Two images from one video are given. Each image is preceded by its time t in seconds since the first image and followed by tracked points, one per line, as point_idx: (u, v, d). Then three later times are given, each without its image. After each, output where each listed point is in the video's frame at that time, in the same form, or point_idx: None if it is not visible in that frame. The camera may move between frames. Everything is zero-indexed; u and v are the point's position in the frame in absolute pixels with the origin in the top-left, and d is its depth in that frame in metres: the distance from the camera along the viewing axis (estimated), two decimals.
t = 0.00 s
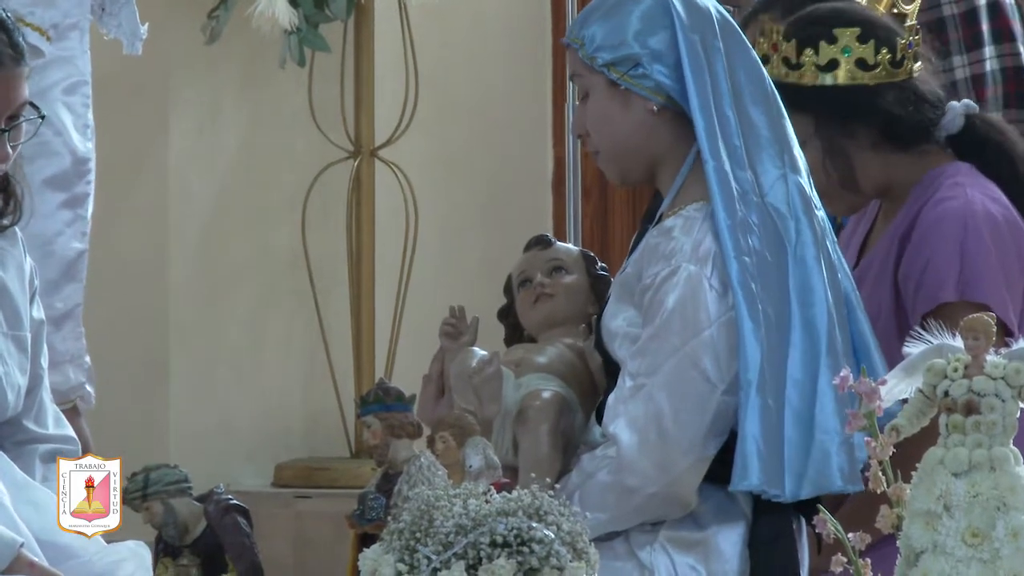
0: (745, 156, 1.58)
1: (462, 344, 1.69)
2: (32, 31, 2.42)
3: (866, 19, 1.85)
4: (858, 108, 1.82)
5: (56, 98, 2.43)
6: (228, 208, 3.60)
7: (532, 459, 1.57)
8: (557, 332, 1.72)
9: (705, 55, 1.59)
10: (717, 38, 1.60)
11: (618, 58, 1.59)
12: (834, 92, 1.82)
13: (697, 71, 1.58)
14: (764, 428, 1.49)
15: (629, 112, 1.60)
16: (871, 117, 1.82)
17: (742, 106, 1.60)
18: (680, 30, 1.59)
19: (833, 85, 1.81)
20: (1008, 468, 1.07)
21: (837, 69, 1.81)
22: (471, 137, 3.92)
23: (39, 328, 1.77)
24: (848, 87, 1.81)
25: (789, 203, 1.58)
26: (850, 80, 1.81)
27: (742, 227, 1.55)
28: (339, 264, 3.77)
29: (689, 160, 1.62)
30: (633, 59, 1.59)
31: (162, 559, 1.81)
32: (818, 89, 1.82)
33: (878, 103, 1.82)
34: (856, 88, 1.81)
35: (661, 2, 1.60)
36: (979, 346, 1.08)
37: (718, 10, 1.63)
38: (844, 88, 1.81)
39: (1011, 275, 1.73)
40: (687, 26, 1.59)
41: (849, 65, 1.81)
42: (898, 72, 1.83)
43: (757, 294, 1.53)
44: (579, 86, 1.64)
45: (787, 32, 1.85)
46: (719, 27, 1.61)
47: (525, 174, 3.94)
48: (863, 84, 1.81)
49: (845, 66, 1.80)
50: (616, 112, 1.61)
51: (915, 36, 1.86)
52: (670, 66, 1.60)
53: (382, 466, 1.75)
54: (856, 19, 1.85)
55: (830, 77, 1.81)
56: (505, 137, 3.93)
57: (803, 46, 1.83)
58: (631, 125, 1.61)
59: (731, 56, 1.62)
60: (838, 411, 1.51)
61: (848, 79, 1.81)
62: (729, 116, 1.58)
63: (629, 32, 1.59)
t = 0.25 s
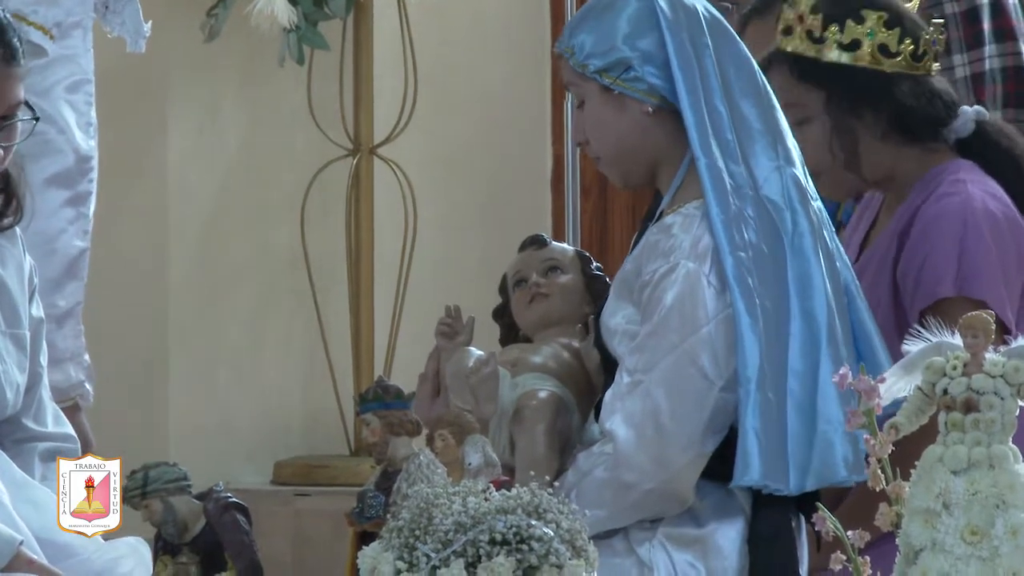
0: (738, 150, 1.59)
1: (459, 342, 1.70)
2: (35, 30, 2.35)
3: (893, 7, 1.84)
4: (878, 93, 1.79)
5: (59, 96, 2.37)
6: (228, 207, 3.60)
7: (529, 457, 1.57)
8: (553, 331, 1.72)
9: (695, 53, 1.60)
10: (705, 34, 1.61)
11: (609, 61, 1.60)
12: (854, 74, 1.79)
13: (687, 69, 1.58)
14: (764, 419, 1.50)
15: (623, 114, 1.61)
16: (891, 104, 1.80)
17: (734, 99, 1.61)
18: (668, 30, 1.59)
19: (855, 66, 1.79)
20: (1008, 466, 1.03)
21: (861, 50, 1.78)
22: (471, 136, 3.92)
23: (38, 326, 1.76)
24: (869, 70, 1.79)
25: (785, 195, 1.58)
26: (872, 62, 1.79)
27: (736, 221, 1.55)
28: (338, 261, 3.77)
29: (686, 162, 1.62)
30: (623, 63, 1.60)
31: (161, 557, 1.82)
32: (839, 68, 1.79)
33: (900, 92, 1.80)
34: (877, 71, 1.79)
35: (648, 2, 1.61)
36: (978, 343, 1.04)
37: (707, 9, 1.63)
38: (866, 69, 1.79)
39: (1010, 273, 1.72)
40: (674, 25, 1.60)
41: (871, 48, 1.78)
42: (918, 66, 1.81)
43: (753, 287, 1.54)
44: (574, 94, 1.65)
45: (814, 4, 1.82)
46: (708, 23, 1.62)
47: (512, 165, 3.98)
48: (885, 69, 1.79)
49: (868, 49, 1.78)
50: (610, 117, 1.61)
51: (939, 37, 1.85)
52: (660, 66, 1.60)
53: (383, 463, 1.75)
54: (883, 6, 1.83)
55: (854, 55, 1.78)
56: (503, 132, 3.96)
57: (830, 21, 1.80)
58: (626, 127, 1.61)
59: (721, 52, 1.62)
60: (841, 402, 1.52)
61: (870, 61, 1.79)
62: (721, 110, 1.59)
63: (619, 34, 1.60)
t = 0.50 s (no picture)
0: (728, 151, 1.63)
1: (460, 339, 1.68)
2: (53, 38, 2.42)
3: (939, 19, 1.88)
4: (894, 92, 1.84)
5: (77, 101, 2.43)
6: (231, 207, 3.63)
7: (528, 453, 1.62)
8: (551, 329, 1.76)
9: (684, 58, 1.63)
10: (695, 39, 1.64)
11: (603, 66, 1.64)
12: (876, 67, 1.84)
13: (678, 74, 1.62)
14: (756, 415, 1.55)
15: (617, 118, 1.64)
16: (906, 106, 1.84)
17: (725, 103, 1.64)
18: (658, 34, 1.63)
19: (877, 60, 1.83)
20: (997, 461, 1.15)
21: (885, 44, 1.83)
22: (473, 141, 3.96)
23: (50, 325, 1.79)
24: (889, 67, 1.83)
25: (775, 195, 1.63)
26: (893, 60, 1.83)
27: (727, 222, 1.60)
28: (342, 260, 3.80)
29: (678, 163, 1.66)
30: (616, 68, 1.63)
31: (170, 552, 1.80)
32: (864, 58, 1.84)
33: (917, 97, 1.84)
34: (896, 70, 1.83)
35: (639, 8, 1.64)
36: (969, 347, 1.17)
37: (696, 13, 1.67)
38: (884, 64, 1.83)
39: (994, 273, 1.75)
40: (664, 29, 1.63)
41: (890, 42, 1.83)
42: (933, 76, 1.83)
43: (743, 286, 1.58)
44: (569, 98, 1.69)
45: None
46: (697, 29, 1.66)
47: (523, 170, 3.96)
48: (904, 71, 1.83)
49: (886, 41, 1.83)
50: (605, 122, 1.65)
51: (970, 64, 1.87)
52: (652, 70, 1.64)
53: (386, 459, 1.77)
54: (927, 16, 1.87)
55: (878, 46, 1.83)
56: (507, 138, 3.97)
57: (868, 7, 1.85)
58: (620, 131, 1.65)
59: (711, 57, 1.66)
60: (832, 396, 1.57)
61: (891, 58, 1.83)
62: (711, 113, 1.63)
63: (612, 39, 1.64)
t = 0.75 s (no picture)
0: (716, 159, 1.70)
1: (461, 339, 1.74)
2: (77, 50, 2.49)
3: (963, 55, 1.85)
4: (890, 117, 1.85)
5: (99, 110, 2.50)
6: (242, 214, 3.80)
7: (525, 450, 1.68)
8: (551, 329, 1.82)
9: (674, 70, 1.71)
10: (684, 52, 1.71)
11: (596, 78, 1.71)
12: (877, 89, 1.85)
13: (667, 85, 1.70)
14: (743, 412, 1.63)
15: (609, 129, 1.72)
16: (895, 133, 1.85)
17: (713, 113, 1.72)
18: (649, 47, 1.70)
19: (880, 82, 1.84)
20: (977, 457, 1.18)
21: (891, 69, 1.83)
22: (474, 146, 4.15)
23: (66, 326, 1.84)
24: (889, 93, 1.84)
25: (762, 200, 1.70)
26: (893, 87, 1.83)
27: (715, 226, 1.68)
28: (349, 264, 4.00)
29: (668, 171, 1.73)
30: (608, 79, 1.71)
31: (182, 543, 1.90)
32: (871, 78, 1.85)
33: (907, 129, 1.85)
34: (893, 98, 1.84)
35: (631, 22, 1.71)
36: (952, 349, 1.19)
37: (686, 26, 1.74)
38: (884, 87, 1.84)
39: (964, 278, 1.78)
40: (655, 42, 1.71)
41: (888, 64, 1.83)
42: (919, 111, 1.84)
43: (730, 288, 1.66)
44: (563, 109, 1.77)
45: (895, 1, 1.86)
46: (686, 41, 1.73)
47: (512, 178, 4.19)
48: (902, 105, 1.83)
49: (885, 62, 1.83)
50: (598, 132, 1.73)
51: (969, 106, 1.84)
52: (642, 81, 1.71)
53: (391, 456, 1.83)
54: (945, 46, 1.84)
55: (885, 66, 1.83)
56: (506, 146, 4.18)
57: (892, 24, 1.84)
58: (613, 141, 1.72)
59: (700, 68, 1.73)
60: (817, 393, 1.65)
61: (894, 84, 1.83)
62: (700, 122, 1.70)
63: (605, 51, 1.71)
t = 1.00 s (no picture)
0: (712, 165, 1.74)
1: (463, 342, 1.76)
2: (90, 58, 2.57)
3: (959, 73, 1.90)
4: (888, 128, 1.88)
5: (111, 117, 2.58)
6: (247, 221, 3.84)
7: (524, 449, 1.72)
8: (551, 331, 1.86)
9: (671, 78, 1.74)
10: (681, 60, 1.75)
11: (594, 85, 1.75)
12: (876, 99, 1.88)
13: (665, 92, 1.73)
14: (738, 414, 1.67)
15: (607, 134, 1.76)
16: (890, 144, 1.89)
17: (710, 120, 1.75)
18: (646, 55, 1.74)
19: (880, 93, 1.87)
20: (968, 456, 1.11)
21: (894, 80, 1.86)
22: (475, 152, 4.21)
23: (75, 328, 1.88)
24: (889, 104, 1.87)
25: (756, 206, 1.74)
26: (893, 99, 1.86)
27: (711, 231, 1.71)
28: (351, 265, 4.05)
29: (664, 176, 1.77)
30: (606, 86, 1.75)
31: (188, 543, 1.77)
32: (872, 89, 1.88)
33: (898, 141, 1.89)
34: (892, 109, 1.87)
35: (629, 30, 1.75)
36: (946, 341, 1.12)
37: (683, 34, 1.78)
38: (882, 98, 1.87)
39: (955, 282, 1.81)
40: (652, 50, 1.74)
41: (890, 76, 1.87)
42: (916, 124, 1.87)
43: (725, 291, 1.70)
44: (561, 114, 1.81)
45: (898, 16, 1.90)
46: (683, 49, 1.76)
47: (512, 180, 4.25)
48: (901, 117, 1.87)
49: (887, 74, 1.87)
50: (596, 137, 1.77)
51: (963, 123, 1.89)
52: (640, 88, 1.75)
53: (392, 455, 1.76)
54: (944, 64, 1.88)
55: (887, 78, 1.87)
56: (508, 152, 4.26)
57: (895, 37, 1.88)
58: (610, 146, 1.76)
59: (696, 76, 1.77)
60: (810, 395, 1.68)
61: (894, 96, 1.86)
62: (696, 128, 1.74)
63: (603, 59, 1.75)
